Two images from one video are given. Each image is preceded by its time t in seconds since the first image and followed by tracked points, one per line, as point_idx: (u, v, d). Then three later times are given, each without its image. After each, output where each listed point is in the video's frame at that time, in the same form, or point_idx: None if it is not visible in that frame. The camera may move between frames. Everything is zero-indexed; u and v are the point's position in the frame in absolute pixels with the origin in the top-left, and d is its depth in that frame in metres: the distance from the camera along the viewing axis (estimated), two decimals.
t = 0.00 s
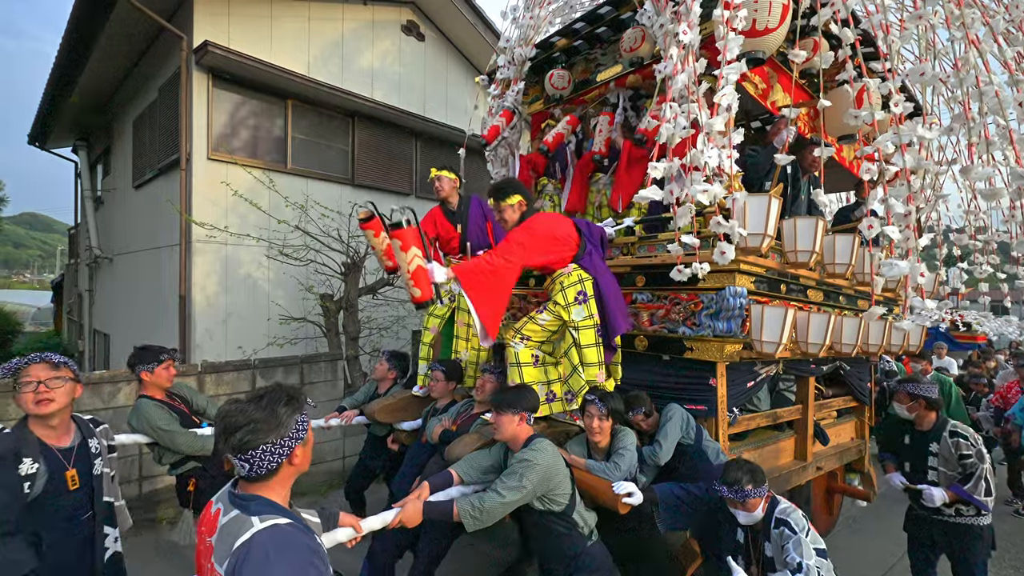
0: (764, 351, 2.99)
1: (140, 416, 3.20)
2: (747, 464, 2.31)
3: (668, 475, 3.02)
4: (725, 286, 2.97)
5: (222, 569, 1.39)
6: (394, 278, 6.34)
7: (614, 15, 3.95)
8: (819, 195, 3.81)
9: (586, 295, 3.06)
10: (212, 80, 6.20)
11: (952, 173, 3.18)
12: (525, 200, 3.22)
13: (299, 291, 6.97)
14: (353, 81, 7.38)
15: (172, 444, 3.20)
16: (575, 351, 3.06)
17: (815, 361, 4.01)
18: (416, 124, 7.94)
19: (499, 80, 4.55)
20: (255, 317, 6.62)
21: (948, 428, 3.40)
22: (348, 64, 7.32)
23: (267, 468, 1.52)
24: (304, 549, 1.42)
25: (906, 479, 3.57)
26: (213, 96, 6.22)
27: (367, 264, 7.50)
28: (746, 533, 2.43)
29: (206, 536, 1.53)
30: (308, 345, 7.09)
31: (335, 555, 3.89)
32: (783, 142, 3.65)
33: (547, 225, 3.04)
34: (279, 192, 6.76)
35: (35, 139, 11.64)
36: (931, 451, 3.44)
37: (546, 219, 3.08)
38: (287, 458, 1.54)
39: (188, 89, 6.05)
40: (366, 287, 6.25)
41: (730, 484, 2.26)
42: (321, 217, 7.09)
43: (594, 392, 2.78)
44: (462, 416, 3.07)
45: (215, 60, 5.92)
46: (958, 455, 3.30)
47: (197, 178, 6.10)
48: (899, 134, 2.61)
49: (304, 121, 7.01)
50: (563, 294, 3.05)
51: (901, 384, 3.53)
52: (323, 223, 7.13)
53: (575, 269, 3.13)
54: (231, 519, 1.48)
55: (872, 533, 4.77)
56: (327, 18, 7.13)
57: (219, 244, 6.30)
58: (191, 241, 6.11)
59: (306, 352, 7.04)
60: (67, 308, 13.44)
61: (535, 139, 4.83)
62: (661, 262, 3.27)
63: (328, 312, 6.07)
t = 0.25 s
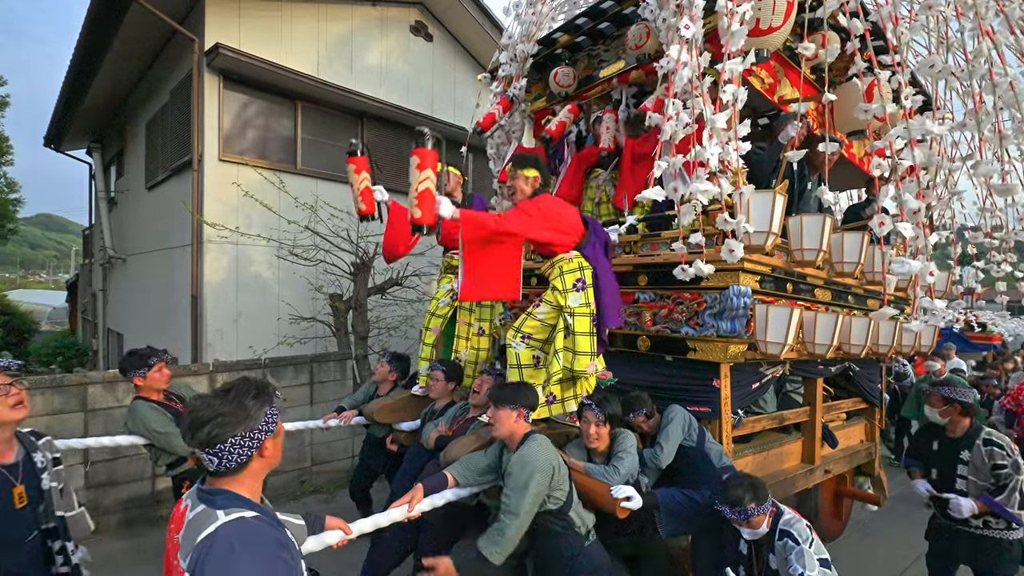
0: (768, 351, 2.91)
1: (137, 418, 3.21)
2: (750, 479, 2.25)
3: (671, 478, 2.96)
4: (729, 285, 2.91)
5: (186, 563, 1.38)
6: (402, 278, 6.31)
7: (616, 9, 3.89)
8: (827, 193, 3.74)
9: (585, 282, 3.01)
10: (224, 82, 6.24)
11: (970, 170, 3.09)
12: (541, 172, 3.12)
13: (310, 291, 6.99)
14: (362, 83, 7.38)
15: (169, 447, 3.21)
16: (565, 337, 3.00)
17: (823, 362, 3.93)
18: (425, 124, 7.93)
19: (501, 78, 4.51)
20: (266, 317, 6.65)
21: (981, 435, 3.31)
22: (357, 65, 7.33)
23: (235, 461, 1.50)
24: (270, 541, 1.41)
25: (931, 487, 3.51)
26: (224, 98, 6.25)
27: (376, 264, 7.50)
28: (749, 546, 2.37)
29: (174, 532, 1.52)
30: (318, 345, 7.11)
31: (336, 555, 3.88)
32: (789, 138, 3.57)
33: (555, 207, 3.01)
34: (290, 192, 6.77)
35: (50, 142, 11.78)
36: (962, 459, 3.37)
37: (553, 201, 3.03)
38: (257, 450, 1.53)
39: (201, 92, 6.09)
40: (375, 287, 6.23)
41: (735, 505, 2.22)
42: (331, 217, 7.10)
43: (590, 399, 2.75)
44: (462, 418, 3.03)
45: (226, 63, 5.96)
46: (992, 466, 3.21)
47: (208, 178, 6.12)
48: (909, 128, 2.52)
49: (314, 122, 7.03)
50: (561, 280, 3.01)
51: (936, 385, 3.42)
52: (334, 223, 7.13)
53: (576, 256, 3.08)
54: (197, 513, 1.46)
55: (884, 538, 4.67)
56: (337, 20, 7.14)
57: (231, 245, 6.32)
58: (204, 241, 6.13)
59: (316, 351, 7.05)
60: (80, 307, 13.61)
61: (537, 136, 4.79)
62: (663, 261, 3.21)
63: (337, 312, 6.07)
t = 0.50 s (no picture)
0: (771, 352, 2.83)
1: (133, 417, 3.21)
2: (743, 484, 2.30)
3: (672, 481, 2.91)
4: (731, 284, 2.84)
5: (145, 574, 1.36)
6: (410, 278, 6.30)
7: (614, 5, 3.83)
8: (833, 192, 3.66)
9: (581, 276, 2.95)
10: (234, 84, 6.26)
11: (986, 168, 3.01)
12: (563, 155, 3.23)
13: (319, 291, 7.01)
14: (371, 85, 7.38)
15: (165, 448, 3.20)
16: (560, 330, 2.95)
17: (831, 363, 3.84)
18: (432, 124, 7.92)
19: (502, 76, 4.47)
20: (276, 317, 6.66)
21: (1016, 443, 3.22)
22: (367, 66, 7.33)
23: (197, 467, 1.48)
24: (228, 551, 1.38)
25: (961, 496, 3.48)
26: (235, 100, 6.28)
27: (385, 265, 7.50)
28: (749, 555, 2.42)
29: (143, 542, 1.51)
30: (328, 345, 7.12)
31: (338, 555, 3.87)
32: (793, 133, 3.50)
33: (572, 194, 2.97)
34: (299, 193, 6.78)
35: (65, 144, 11.91)
36: (994, 468, 3.31)
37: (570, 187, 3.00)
38: (219, 455, 1.51)
39: (212, 95, 6.11)
40: (383, 287, 6.22)
41: (725, 515, 2.27)
42: (340, 218, 7.10)
43: (588, 396, 2.70)
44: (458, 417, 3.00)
45: (237, 65, 5.98)
46: None
47: (219, 179, 6.15)
48: (919, 122, 2.43)
49: (323, 123, 7.03)
50: (558, 272, 2.96)
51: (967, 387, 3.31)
52: (343, 224, 7.13)
53: (575, 249, 3.01)
54: (160, 523, 1.45)
55: (895, 543, 4.57)
56: (348, 22, 7.15)
57: (240, 245, 6.34)
58: (215, 241, 6.16)
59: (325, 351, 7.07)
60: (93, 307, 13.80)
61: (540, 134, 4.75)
62: (664, 259, 3.16)
63: (346, 312, 6.07)
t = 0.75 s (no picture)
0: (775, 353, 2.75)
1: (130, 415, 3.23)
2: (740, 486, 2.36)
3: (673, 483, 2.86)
4: (734, 283, 2.77)
5: None
6: (418, 279, 6.27)
7: None
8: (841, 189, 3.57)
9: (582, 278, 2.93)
10: (245, 86, 6.28)
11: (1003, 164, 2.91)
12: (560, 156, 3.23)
13: (329, 291, 7.01)
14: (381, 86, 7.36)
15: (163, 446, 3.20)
16: (559, 332, 2.95)
17: (839, 364, 3.76)
18: (441, 124, 7.90)
19: (504, 73, 4.44)
20: (286, 316, 6.67)
21: None
22: (376, 67, 7.33)
23: (161, 483, 1.48)
24: (190, 569, 1.38)
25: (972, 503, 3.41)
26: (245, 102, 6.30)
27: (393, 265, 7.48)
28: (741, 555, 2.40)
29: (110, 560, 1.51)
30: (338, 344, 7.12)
31: (337, 554, 3.85)
32: (797, 128, 3.44)
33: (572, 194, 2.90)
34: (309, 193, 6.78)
35: (82, 146, 12.08)
36: (1010, 476, 3.26)
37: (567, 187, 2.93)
38: (183, 470, 1.50)
39: (223, 97, 6.14)
40: (392, 287, 6.20)
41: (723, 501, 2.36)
42: (350, 218, 7.10)
43: (589, 394, 2.65)
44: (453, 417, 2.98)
45: (248, 67, 6.00)
46: None
47: (230, 179, 6.17)
48: (929, 115, 2.35)
49: (333, 123, 7.03)
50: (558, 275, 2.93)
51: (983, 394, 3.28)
52: (352, 224, 7.13)
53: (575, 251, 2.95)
54: (124, 542, 1.44)
55: (905, 548, 4.47)
56: (358, 23, 7.15)
57: (252, 246, 6.37)
58: (226, 241, 6.19)
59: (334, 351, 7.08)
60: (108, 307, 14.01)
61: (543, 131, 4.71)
62: (665, 257, 3.10)
63: (356, 311, 6.06)
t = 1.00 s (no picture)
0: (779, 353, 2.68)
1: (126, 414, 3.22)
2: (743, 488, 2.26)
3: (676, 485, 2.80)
4: (739, 281, 2.71)
5: None
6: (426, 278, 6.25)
7: None
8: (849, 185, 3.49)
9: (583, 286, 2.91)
10: (257, 87, 6.29)
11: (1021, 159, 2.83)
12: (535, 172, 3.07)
13: (339, 289, 7.03)
14: (389, 85, 7.35)
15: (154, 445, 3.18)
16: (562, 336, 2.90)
17: (848, 364, 3.67)
18: (450, 124, 7.87)
19: (507, 68, 4.39)
20: (297, 314, 6.69)
21: None
22: (385, 67, 7.31)
23: (123, 494, 1.45)
24: None
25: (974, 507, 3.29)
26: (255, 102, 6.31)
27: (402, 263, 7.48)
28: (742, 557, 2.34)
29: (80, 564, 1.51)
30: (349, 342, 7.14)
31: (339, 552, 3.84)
32: (804, 122, 3.37)
33: (557, 204, 2.82)
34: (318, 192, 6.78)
35: (96, 147, 12.22)
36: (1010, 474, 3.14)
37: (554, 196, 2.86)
38: (146, 482, 1.47)
39: (235, 97, 6.16)
40: (402, 285, 6.19)
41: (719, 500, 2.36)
42: (359, 217, 7.09)
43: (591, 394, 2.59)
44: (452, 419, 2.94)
45: (259, 68, 6.01)
46: None
47: (241, 179, 6.19)
48: (939, 107, 2.27)
49: (343, 124, 7.03)
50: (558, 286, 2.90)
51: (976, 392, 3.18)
52: (362, 223, 7.14)
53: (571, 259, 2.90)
54: (85, 549, 1.44)
55: (916, 552, 4.38)
56: (368, 23, 7.14)
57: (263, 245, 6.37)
58: (238, 241, 6.20)
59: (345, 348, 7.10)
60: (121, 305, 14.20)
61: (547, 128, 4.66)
62: (668, 254, 3.05)
63: (366, 310, 6.05)
